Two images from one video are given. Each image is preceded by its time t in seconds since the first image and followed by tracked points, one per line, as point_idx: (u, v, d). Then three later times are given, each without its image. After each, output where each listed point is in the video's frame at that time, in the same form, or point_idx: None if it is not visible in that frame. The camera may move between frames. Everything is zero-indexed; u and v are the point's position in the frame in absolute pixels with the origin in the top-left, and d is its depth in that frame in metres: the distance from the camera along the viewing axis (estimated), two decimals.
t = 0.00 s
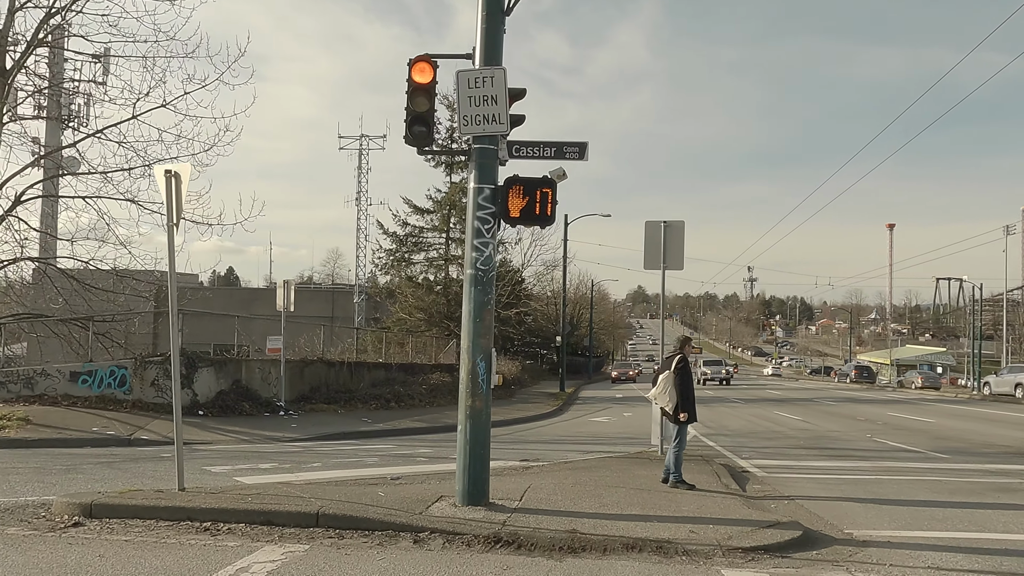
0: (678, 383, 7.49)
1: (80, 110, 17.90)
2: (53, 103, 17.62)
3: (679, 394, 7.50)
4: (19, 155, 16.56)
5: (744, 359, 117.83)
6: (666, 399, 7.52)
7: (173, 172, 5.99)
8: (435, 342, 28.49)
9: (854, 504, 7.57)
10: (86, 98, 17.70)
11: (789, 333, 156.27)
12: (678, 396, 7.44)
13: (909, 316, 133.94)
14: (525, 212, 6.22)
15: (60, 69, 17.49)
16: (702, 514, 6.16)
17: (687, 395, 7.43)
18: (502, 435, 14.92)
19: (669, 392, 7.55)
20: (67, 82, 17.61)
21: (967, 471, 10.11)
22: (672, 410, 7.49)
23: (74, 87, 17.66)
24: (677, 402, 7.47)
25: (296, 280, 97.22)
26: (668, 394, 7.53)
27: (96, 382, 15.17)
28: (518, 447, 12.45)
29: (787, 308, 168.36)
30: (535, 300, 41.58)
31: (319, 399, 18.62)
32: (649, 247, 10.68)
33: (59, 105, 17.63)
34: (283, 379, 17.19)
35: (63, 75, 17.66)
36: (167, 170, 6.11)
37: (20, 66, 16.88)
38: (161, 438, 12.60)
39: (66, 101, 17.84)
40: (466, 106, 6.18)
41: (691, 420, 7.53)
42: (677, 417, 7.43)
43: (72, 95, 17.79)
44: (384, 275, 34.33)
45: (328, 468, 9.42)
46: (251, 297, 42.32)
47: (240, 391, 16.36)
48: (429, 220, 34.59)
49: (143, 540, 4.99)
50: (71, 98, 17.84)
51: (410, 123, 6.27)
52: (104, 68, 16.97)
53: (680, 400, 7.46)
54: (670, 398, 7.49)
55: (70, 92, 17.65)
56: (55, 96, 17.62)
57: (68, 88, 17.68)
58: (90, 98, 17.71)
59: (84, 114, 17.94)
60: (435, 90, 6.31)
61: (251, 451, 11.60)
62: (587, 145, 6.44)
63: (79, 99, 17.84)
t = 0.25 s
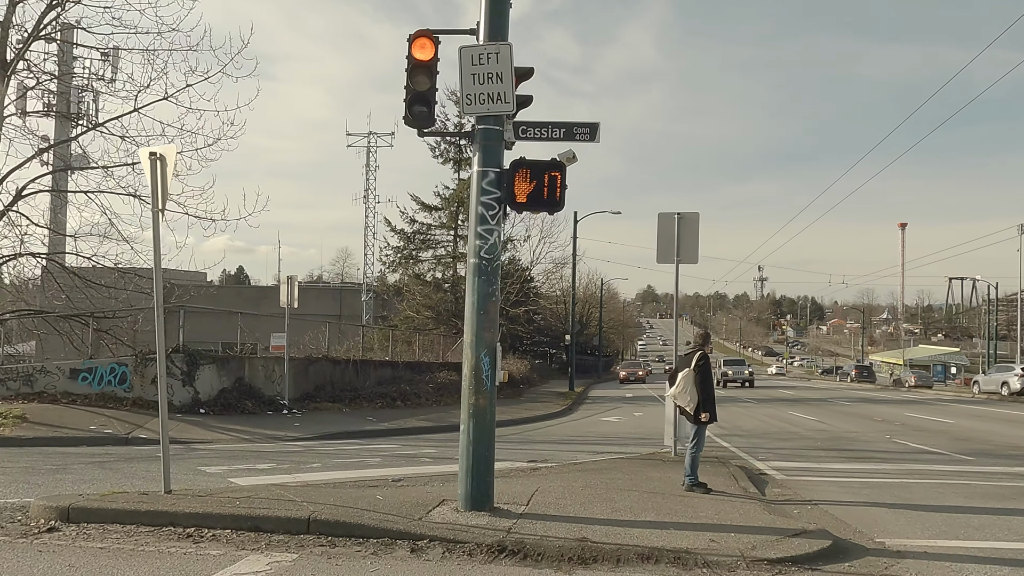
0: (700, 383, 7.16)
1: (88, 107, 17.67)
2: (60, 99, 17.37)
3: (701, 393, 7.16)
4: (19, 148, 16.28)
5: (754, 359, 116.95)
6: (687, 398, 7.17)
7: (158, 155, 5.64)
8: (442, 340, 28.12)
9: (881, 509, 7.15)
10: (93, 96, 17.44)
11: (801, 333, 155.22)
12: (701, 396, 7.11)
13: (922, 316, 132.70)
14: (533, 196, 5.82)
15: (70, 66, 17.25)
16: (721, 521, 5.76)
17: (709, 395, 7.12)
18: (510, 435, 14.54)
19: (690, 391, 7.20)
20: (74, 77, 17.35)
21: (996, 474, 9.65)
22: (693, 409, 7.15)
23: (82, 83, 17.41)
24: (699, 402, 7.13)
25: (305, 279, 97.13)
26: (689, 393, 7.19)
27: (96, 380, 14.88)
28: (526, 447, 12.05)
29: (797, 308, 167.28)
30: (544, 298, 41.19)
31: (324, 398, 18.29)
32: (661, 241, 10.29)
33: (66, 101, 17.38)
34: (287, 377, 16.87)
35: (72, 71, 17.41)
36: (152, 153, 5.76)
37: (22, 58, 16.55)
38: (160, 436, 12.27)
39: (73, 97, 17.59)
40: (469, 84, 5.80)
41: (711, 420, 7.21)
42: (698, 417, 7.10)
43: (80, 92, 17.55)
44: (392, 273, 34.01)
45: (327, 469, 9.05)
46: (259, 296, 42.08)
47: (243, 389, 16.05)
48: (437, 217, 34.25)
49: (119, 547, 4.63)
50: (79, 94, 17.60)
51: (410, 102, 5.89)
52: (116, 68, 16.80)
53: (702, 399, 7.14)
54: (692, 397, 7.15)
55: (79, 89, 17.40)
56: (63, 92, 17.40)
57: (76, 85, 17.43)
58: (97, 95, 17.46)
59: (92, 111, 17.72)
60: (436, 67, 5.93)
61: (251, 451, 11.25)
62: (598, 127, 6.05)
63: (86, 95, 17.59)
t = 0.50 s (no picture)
0: (724, 389, 6.89)
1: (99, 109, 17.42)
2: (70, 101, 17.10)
3: (725, 400, 6.90)
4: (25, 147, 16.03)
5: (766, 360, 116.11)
6: (710, 405, 6.89)
7: (145, 145, 5.30)
8: (451, 341, 27.75)
9: (914, 523, 6.74)
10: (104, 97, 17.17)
11: (813, 333, 154.04)
12: (725, 403, 6.85)
13: (936, 317, 131.38)
14: (544, 190, 5.41)
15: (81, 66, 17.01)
16: (747, 539, 5.36)
17: (733, 403, 6.86)
18: (520, 439, 14.16)
19: (713, 398, 6.93)
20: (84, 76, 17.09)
21: None
22: (716, 417, 6.88)
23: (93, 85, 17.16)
24: (722, 409, 6.87)
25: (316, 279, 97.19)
26: (712, 399, 6.92)
27: (98, 380, 14.62)
28: (537, 453, 11.65)
29: (809, 308, 166.05)
30: (554, 298, 40.81)
31: (330, 399, 17.97)
32: (677, 238, 9.90)
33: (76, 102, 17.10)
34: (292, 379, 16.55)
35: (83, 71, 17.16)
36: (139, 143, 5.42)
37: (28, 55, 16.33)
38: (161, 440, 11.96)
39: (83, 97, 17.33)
40: (476, 69, 5.40)
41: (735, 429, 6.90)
42: (721, 425, 6.84)
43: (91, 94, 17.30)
44: (401, 272, 33.69)
45: (330, 476, 8.69)
46: (268, 295, 41.88)
47: (248, 390, 15.75)
48: (446, 216, 33.93)
49: (96, 568, 4.29)
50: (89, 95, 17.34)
51: (414, 89, 5.52)
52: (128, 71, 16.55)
53: (726, 407, 6.87)
54: (715, 404, 6.88)
55: (90, 91, 17.15)
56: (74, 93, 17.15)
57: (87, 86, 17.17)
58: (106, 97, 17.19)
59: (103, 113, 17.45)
60: (441, 52, 5.56)
61: (253, 455, 10.91)
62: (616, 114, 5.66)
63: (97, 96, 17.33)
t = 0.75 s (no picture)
0: (751, 387, 6.66)
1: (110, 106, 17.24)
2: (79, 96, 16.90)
3: (752, 398, 6.66)
4: (26, 140, 15.74)
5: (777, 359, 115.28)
6: (736, 403, 6.67)
7: (128, 123, 4.94)
8: (459, 339, 27.39)
9: (952, 529, 6.33)
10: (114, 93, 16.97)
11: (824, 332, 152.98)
12: (752, 401, 6.62)
13: (949, 316, 130.16)
14: (558, 169, 5.01)
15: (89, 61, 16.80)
16: (779, 548, 4.96)
17: (761, 401, 6.63)
18: (530, 438, 13.78)
19: (739, 396, 6.70)
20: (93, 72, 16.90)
21: None
22: (742, 416, 6.65)
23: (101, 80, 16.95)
24: (750, 407, 6.63)
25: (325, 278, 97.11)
26: (739, 398, 6.69)
27: (99, 378, 14.32)
28: (548, 453, 11.26)
29: (820, 307, 164.91)
30: (564, 295, 40.41)
31: (337, 397, 17.65)
32: (695, 229, 9.50)
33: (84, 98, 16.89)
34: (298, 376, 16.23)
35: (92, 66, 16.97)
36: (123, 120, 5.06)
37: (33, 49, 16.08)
38: (161, 438, 11.63)
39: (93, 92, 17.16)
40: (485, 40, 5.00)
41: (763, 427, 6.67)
42: (749, 425, 6.62)
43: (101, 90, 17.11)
44: (409, 269, 33.37)
45: (332, 476, 8.32)
46: (276, 293, 41.67)
47: (252, 388, 15.44)
48: (455, 213, 33.58)
49: None
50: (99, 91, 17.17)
51: (418, 63, 5.13)
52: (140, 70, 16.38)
53: (754, 406, 6.64)
54: (742, 402, 6.65)
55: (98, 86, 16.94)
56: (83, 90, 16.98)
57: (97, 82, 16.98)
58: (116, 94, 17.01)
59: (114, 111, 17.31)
60: (448, 23, 5.18)
61: (255, 455, 10.57)
62: (636, 89, 5.27)
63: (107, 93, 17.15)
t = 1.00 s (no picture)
0: (776, 387, 6.26)
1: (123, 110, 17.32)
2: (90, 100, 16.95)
3: (778, 399, 6.26)
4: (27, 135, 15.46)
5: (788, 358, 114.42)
6: (761, 405, 6.28)
7: (111, 106, 4.61)
8: (468, 337, 27.02)
9: (993, 541, 5.91)
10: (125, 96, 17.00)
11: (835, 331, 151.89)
12: (778, 403, 6.22)
13: (963, 315, 128.93)
14: (573, 154, 4.64)
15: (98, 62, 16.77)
16: (813, 565, 4.56)
17: (788, 402, 6.22)
18: (540, 440, 13.40)
19: (763, 397, 6.32)
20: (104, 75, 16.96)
21: None
22: (768, 418, 6.26)
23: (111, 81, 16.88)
24: (775, 409, 6.23)
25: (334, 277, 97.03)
26: (763, 399, 6.31)
27: (101, 377, 14.06)
28: (559, 456, 10.87)
29: (831, 306, 163.72)
30: (574, 293, 40.01)
31: (343, 396, 17.34)
32: (713, 222, 9.10)
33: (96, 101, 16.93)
34: (303, 375, 15.92)
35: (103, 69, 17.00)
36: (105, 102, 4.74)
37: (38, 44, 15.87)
38: (160, 439, 11.33)
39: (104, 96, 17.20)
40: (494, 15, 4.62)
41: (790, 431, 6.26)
42: (774, 427, 6.22)
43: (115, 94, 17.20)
44: (417, 267, 33.04)
45: (332, 481, 7.97)
46: (284, 291, 41.44)
47: (256, 387, 15.13)
48: (463, 210, 33.23)
49: None
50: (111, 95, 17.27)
51: (422, 41, 4.77)
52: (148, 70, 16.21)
53: (779, 407, 6.24)
54: (767, 404, 6.26)
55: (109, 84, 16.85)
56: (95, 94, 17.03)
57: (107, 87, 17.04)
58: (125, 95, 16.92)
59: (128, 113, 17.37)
60: None
61: (256, 457, 10.24)
62: (656, 69, 4.87)
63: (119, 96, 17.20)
